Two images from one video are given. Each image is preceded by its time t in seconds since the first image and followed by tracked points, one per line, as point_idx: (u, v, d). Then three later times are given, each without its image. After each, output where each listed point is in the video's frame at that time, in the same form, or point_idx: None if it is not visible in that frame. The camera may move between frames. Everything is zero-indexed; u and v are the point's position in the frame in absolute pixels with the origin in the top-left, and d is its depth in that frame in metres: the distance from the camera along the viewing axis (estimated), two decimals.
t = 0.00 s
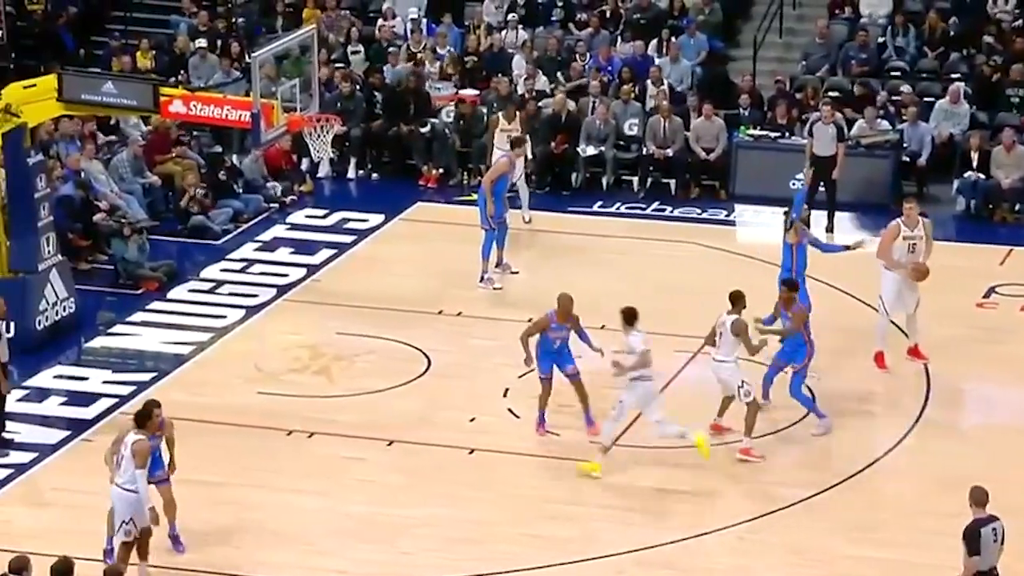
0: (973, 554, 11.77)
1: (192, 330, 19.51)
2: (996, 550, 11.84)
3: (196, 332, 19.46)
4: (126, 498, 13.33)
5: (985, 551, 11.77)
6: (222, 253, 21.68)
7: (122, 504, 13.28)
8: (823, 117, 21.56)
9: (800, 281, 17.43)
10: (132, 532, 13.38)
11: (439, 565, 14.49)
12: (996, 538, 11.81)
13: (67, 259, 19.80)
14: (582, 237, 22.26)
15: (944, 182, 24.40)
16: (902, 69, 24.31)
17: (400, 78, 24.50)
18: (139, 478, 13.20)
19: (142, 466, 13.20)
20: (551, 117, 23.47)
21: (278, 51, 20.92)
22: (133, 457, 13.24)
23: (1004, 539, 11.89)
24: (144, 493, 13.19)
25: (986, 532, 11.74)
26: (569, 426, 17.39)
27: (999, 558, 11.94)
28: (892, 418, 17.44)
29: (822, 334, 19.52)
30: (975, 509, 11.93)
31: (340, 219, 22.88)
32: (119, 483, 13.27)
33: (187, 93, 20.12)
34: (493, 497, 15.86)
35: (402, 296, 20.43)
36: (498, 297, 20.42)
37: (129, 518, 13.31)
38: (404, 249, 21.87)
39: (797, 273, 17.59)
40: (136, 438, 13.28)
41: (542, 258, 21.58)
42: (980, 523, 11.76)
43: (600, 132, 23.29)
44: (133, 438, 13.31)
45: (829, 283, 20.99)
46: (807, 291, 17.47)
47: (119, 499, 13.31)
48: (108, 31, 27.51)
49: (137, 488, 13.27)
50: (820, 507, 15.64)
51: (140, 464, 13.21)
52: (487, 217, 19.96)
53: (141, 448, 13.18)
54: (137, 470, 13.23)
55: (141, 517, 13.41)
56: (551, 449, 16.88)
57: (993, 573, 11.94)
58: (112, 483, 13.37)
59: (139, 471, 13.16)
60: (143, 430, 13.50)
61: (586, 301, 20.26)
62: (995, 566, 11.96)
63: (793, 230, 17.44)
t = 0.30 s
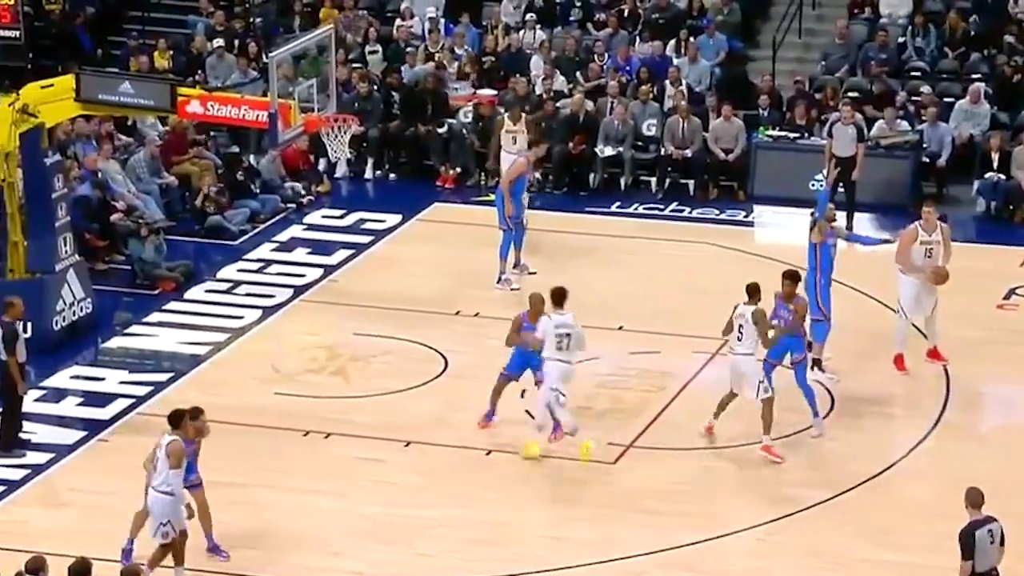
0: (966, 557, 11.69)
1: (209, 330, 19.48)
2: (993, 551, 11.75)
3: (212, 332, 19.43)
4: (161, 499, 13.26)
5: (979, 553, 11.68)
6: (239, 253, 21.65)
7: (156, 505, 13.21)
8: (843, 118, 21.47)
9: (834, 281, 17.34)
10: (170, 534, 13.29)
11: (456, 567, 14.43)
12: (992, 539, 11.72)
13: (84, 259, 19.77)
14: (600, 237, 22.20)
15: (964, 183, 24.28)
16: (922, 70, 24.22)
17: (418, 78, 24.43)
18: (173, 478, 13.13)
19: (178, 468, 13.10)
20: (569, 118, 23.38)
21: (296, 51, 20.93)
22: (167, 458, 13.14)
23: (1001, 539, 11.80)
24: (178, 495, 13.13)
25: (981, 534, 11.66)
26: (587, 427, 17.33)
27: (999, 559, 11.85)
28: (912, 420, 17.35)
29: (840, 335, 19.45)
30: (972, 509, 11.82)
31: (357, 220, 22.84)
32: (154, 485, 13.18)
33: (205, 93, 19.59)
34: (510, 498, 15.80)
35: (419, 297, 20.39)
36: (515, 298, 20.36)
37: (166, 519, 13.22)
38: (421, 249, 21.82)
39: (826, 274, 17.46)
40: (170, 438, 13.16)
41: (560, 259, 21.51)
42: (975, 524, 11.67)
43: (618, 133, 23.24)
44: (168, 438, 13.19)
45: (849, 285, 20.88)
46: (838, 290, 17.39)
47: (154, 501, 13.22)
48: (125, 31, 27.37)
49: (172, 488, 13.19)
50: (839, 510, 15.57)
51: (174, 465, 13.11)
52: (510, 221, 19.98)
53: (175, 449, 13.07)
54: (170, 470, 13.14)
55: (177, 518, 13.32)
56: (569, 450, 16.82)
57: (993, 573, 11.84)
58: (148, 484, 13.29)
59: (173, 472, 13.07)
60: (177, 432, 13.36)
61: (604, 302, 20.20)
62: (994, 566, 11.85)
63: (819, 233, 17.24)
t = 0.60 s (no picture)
0: (958, 557, 11.54)
1: (225, 330, 19.47)
2: (989, 550, 11.59)
3: (228, 332, 19.42)
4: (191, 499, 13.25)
5: (972, 553, 11.52)
6: (255, 253, 21.63)
7: (186, 505, 13.18)
8: (860, 119, 21.36)
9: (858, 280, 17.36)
10: (207, 532, 13.23)
11: (472, 568, 14.38)
12: (985, 539, 11.55)
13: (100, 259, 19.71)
14: (617, 238, 22.15)
15: (982, 183, 24.18)
16: (941, 70, 24.13)
17: (435, 78, 24.40)
18: (203, 478, 13.11)
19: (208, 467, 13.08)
20: (587, 118, 23.34)
21: (313, 51, 21.02)
22: (196, 457, 13.12)
23: (994, 538, 11.62)
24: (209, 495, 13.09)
25: (972, 534, 11.50)
26: (604, 427, 17.29)
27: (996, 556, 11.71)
28: (929, 422, 17.28)
29: (858, 336, 19.39)
30: (964, 508, 11.61)
31: (373, 220, 22.82)
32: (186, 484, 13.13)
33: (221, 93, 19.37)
34: (527, 499, 15.77)
35: (436, 297, 20.36)
36: (532, 299, 20.33)
37: (198, 519, 13.20)
38: (437, 250, 21.80)
39: (847, 276, 17.52)
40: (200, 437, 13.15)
41: (576, 260, 21.47)
42: (965, 526, 11.51)
43: (635, 133, 23.20)
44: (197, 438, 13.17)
45: (867, 286, 20.81)
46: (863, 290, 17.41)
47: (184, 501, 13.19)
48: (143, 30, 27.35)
49: (202, 488, 13.17)
50: (857, 511, 15.51)
51: (205, 465, 13.10)
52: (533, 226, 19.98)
53: (206, 448, 13.05)
54: (199, 469, 13.12)
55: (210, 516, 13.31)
56: (586, 451, 16.78)
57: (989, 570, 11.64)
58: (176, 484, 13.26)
59: (203, 471, 13.05)
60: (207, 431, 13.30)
61: (620, 303, 20.16)
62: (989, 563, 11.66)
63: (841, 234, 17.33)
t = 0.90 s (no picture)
0: (968, 559, 11.76)
1: (249, 330, 19.45)
2: (998, 548, 11.82)
3: (252, 332, 19.41)
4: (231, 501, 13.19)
5: (981, 552, 11.74)
6: (279, 253, 21.61)
7: (229, 507, 13.13)
8: (886, 119, 21.30)
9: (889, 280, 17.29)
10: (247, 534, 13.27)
11: (496, 569, 14.34)
12: (993, 538, 11.77)
13: (125, 259, 19.70)
14: (639, 238, 22.09)
15: (1009, 184, 24.05)
16: (968, 69, 24.00)
17: (460, 78, 24.34)
18: (247, 480, 13.07)
19: (252, 469, 13.07)
20: (611, 118, 23.27)
21: (336, 50, 20.92)
22: (240, 460, 13.08)
23: (1002, 537, 11.83)
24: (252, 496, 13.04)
25: (980, 534, 11.73)
26: (628, 428, 17.24)
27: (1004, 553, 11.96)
28: (955, 424, 17.19)
29: (883, 338, 19.30)
30: (970, 509, 11.88)
31: (397, 220, 22.79)
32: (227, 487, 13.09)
33: (245, 92, 19.54)
34: (551, 499, 15.73)
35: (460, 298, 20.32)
36: (556, 299, 20.27)
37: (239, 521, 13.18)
38: (461, 249, 21.76)
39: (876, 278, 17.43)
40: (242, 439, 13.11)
41: (600, 260, 21.41)
42: (974, 525, 11.73)
43: (660, 133, 23.09)
44: (238, 439, 13.13)
45: (893, 288, 20.70)
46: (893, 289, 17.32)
47: (225, 503, 13.13)
48: (167, 30, 27.28)
49: (244, 489, 13.14)
50: (882, 513, 15.43)
51: (248, 466, 13.07)
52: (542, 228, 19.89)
53: (251, 450, 13.02)
54: (243, 471, 13.07)
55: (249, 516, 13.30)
56: (610, 452, 16.72)
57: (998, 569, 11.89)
58: (215, 486, 13.17)
59: (249, 473, 13.02)
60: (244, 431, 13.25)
61: (643, 303, 20.10)
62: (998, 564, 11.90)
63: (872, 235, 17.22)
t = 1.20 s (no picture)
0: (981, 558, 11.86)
1: (271, 330, 19.43)
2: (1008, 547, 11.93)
3: (274, 331, 19.39)
4: (271, 502, 13.13)
5: (995, 551, 11.86)
6: (302, 253, 21.58)
7: (269, 509, 13.08)
8: (911, 118, 21.29)
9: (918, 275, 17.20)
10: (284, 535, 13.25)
11: (517, 570, 14.30)
12: (1005, 537, 11.89)
13: (147, 259, 19.64)
14: (662, 239, 22.02)
15: None
16: (994, 69, 23.82)
17: (483, 78, 24.28)
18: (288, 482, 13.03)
19: (293, 470, 13.06)
20: (635, 118, 23.17)
21: (359, 50, 20.85)
22: (279, 462, 13.04)
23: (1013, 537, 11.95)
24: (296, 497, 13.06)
25: (994, 533, 11.84)
26: (650, 429, 17.17)
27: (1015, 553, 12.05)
28: (980, 426, 17.09)
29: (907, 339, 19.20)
30: (984, 509, 12.01)
31: (419, 220, 22.74)
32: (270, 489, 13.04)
33: (268, 92, 19.46)
34: (572, 500, 15.68)
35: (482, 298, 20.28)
36: (579, 300, 20.21)
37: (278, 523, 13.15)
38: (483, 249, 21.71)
39: (902, 270, 17.32)
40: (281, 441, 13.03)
41: (622, 261, 21.35)
42: (987, 523, 11.84)
43: (683, 133, 23.04)
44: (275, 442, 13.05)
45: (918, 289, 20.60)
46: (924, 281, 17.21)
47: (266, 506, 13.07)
48: (190, 29, 27.29)
49: (283, 490, 13.11)
50: (905, 515, 15.34)
51: (288, 468, 13.05)
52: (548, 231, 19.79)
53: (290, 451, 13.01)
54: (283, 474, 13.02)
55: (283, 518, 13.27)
56: (632, 453, 16.66)
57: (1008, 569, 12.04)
58: (253, 490, 13.08)
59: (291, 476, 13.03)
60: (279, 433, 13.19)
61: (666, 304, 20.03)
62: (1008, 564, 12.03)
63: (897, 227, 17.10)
